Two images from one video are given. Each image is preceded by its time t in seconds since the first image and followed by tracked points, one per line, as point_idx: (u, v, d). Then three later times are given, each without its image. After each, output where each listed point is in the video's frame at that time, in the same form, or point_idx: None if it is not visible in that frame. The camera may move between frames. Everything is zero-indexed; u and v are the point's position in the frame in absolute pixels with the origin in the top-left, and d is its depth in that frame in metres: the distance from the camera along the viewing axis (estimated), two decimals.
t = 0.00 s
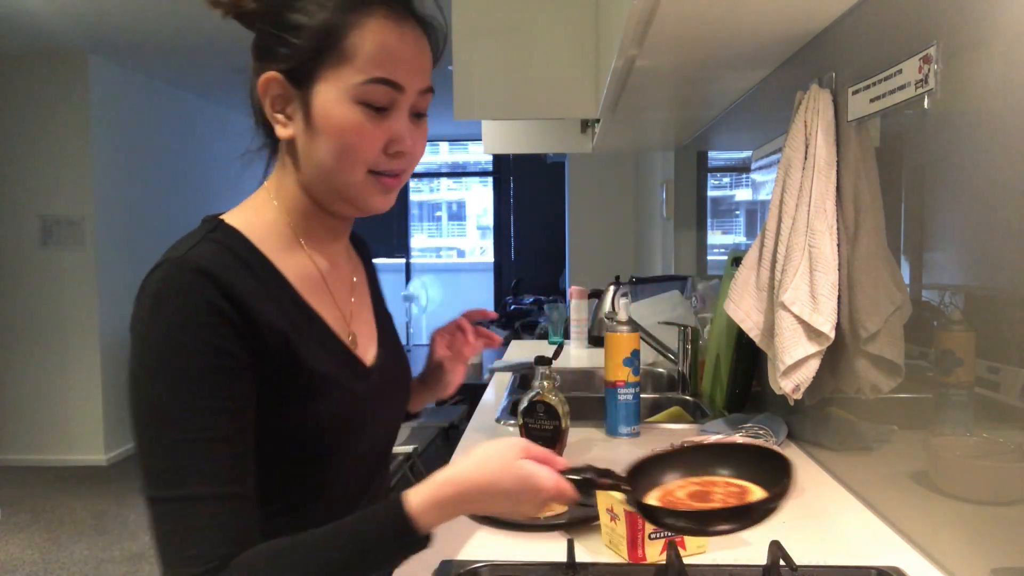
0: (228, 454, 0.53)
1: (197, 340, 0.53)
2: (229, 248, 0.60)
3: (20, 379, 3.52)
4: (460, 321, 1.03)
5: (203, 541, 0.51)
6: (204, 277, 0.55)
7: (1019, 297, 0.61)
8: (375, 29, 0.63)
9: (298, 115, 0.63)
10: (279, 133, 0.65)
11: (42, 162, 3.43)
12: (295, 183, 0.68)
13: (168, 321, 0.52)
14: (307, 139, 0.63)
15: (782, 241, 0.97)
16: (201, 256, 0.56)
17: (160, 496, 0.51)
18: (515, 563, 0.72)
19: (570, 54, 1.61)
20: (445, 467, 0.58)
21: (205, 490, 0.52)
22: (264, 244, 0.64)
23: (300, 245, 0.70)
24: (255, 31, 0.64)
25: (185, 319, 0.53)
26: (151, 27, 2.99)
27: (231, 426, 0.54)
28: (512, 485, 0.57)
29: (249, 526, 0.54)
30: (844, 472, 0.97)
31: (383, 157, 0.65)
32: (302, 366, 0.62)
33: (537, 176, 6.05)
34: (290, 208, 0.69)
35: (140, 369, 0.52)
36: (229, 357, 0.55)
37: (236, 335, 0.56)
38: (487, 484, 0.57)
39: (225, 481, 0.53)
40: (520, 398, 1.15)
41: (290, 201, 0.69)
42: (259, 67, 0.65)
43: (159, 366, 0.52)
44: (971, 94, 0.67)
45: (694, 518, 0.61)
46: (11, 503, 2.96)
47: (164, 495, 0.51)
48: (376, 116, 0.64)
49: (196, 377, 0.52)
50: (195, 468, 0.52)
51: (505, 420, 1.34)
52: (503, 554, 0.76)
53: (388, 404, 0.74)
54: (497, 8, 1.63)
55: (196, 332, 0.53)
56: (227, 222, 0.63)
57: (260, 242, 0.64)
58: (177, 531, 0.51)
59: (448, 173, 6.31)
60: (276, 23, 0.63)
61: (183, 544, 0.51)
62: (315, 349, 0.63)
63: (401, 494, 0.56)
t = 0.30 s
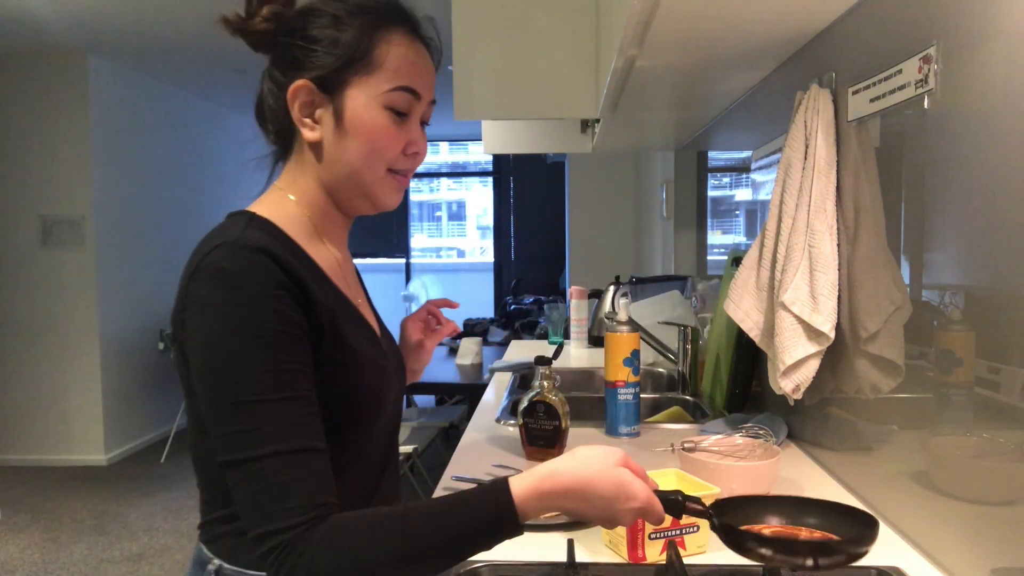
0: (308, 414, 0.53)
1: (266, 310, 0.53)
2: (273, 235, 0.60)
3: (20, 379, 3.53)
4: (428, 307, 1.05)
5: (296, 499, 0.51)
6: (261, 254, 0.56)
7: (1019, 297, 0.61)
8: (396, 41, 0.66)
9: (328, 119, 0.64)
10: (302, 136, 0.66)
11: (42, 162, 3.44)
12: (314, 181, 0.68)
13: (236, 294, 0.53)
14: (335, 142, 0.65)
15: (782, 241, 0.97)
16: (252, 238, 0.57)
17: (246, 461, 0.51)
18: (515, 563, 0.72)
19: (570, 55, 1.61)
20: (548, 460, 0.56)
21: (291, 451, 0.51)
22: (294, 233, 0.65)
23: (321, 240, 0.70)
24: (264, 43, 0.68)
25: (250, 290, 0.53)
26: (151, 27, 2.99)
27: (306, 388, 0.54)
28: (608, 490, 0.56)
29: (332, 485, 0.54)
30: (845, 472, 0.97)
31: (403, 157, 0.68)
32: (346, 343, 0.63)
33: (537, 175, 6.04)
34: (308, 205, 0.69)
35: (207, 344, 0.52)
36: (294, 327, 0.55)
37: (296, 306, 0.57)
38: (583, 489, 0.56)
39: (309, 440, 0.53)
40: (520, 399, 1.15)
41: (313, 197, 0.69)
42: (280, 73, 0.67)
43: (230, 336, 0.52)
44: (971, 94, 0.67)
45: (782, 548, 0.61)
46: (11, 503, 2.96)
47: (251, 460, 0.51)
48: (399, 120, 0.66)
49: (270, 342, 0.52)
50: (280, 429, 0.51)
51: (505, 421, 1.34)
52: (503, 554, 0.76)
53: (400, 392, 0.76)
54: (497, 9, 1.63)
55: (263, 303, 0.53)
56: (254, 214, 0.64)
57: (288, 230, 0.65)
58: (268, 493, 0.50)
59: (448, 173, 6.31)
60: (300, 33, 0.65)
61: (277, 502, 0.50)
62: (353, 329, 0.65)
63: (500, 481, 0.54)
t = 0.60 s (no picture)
0: (321, 400, 0.53)
1: (288, 295, 0.54)
2: (299, 227, 0.61)
3: (20, 378, 3.52)
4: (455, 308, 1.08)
5: (301, 482, 0.50)
6: (287, 243, 0.57)
7: (1019, 298, 0.61)
8: (439, 50, 0.66)
9: (365, 120, 0.64)
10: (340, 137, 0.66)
11: (42, 163, 3.44)
12: (347, 181, 0.69)
13: (260, 277, 0.53)
14: (371, 145, 0.65)
15: (782, 241, 0.97)
16: (279, 230, 0.58)
17: (252, 439, 0.50)
18: (516, 562, 0.72)
19: (570, 55, 1.61)
20: (552, 446, 0.57)
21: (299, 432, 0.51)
22: (323, 231, 0.65)
23: (350, 240, 0.71)
24: (308, 48, 0.68)
25: (276, 277, 0.54)
26: (151, 27, 2.99)
27: (320, 376, 0.54)
28: (610, 476, 0.57)
29: (338, 473, 0.53)
30: (845, 472, 0.97)
31: (435, 162, 0.67)
32: (366, 341, 0.63)
33: (538, 175, 6.04)
34: (340, 205, 0.69)
35: (229, 325, 0.52)
36: (315, 316, 0.56)
37: (319, 297, 0.57)
38: (583, 473, 0.57)
39: (319, 426, 0.52)
40: (520, 398, 1.15)
41: (343, 197, 0.70)
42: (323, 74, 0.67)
43: (253, 317, 0.52)
44: (970, 96, 0.67)
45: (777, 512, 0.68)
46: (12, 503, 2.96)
47: (256, 437, 0.50)
48: (436, 127, 0.66)
49: (288, 326, 0.53)
50: (291, 410, 0.51)
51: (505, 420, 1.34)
52: (502, 554, 0.76)
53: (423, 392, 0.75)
54: (496, 9, 1.63)
55: (287, 288, 0.54)
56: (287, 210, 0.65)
57: (318, 227, 0.65)
58: (271, 472, 0.50)
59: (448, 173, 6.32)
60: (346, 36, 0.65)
61: (279, 483, 0.50)
62: (375, 327, 0.65)
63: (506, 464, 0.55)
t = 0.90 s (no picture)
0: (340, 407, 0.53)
1: (315, 301, 0.54)
2: (325, 230, 0.60)
3: (20, 378, 3.53)
4: (474, 309, 1.07)
5: (313, 493, 0.50)
6: (314, 246, 0.57)
7: (1018, 297, 0.61)
8: (486, 63, 0.66)
9: (404, 126, 0.64)
10: (378, 140, 0.66)
11: (42, 162, 3.44)
12: (378, 185, 0.68)
13: (288, 281, 0.53)
14: (409, 152, 0.65)
15: (782, 241, 0.97)
16: (305, 232, 0.58)
17: (269, 446, 0.50)
18: (515, 562, 0.72)
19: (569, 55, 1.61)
20: (569, 472, 0.57)
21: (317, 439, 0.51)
22: (351, 232, 0.65)
23: (376, 244, 0.70)
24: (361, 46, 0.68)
25: (305, 282, 0.54)
26: (150, 26, 2.99)
27: (342, 384, 0.54)
28: (626, 503, 0.57)
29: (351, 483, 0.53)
30: (844, 473, 0.97)
31: (471, 175, 0.67)
32: (388, 349, 0.63)
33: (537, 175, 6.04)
34: (368, 205, 0.69)
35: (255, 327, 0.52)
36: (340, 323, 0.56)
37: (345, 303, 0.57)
38: (599, 501, 0.56)
39: (337, 435, 0.52)
40: (520, 398, 1.15)
41: (371, 199, 0.69)
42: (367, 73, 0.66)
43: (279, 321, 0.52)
44: (970, 96, 0.67)
45: (792, 556, 0.61)
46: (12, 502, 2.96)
47: (273, 441, 0.50)
48: (475, 140, 0.66)
49: (313, 332, 0.53)
50: (311, 418, 0.51)
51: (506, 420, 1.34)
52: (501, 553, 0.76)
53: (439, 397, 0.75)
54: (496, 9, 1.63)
55: (315, 295, 0.54)
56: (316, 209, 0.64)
57: (345, 229, 0.65)
58: (285, 480, 0.50)
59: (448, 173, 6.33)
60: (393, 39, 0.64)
61: (292, 491, 0.50)
62: (398, 336, 0.65)
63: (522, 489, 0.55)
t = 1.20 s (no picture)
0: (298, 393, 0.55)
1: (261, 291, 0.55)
2: (266, 229, 0.62)
3: (19, 379, 3.52)
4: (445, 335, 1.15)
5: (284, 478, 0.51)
6: (257, 244, 0.58)
7: (1018, 298, 0.61)
8: (445, 97, 0.74)
9: (375, 149, 0.70)
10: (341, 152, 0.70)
11: (41, 163, 3.44)
12: (327, 191, 0.73)
13: (230, 277, 0.55)
14: (371, 170, 0.71)
15: (782, 240, 0.97)
16: (246, 231, 0.59)
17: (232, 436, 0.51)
18: (515, 563, 0.72)
19: (569, 55, 1.61)
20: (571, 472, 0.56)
21: (276, 423, 0.52)
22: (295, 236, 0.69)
23: (315, 242, 0.74)
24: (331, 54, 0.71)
25: (247, 276, 0.55)
26: (150, 27, 3.00)
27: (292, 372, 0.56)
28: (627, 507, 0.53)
29: (324, 465, 0.54)
30: (844, 473, 0.97)
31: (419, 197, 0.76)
32: (334, 338, 0.65)
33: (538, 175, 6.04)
34: (311, 209, 0.73)
35: (202, 324, 0.53)
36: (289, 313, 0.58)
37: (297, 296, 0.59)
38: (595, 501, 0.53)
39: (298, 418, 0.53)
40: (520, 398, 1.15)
41: (317, 202, 0.73)
42: (332, 86, 0.70)
43: (226, 314, 0.53)
44: (969, 97, 0.67)
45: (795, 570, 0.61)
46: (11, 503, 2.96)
47: (237, 431, 0.51)
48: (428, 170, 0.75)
49: (262, 323, 0.54)
50: (267, 404, 0.52)
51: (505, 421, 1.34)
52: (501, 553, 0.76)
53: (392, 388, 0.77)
54: (497, 9, 1.63)
55: (258, 287, 0.55)
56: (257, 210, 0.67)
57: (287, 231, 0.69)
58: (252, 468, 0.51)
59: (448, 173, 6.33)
60: (355, 61, 0.69)
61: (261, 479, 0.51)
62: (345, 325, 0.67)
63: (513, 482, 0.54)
